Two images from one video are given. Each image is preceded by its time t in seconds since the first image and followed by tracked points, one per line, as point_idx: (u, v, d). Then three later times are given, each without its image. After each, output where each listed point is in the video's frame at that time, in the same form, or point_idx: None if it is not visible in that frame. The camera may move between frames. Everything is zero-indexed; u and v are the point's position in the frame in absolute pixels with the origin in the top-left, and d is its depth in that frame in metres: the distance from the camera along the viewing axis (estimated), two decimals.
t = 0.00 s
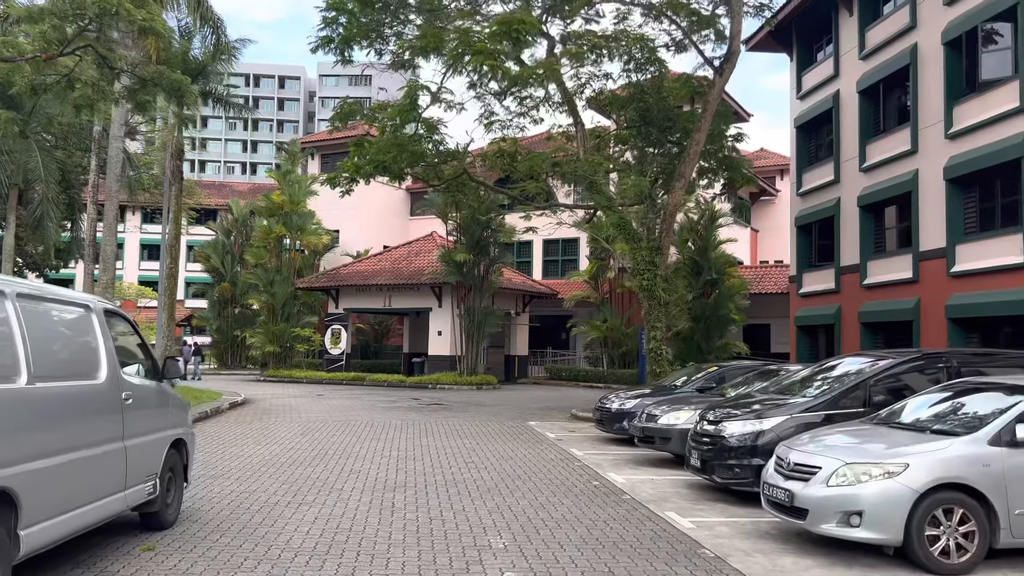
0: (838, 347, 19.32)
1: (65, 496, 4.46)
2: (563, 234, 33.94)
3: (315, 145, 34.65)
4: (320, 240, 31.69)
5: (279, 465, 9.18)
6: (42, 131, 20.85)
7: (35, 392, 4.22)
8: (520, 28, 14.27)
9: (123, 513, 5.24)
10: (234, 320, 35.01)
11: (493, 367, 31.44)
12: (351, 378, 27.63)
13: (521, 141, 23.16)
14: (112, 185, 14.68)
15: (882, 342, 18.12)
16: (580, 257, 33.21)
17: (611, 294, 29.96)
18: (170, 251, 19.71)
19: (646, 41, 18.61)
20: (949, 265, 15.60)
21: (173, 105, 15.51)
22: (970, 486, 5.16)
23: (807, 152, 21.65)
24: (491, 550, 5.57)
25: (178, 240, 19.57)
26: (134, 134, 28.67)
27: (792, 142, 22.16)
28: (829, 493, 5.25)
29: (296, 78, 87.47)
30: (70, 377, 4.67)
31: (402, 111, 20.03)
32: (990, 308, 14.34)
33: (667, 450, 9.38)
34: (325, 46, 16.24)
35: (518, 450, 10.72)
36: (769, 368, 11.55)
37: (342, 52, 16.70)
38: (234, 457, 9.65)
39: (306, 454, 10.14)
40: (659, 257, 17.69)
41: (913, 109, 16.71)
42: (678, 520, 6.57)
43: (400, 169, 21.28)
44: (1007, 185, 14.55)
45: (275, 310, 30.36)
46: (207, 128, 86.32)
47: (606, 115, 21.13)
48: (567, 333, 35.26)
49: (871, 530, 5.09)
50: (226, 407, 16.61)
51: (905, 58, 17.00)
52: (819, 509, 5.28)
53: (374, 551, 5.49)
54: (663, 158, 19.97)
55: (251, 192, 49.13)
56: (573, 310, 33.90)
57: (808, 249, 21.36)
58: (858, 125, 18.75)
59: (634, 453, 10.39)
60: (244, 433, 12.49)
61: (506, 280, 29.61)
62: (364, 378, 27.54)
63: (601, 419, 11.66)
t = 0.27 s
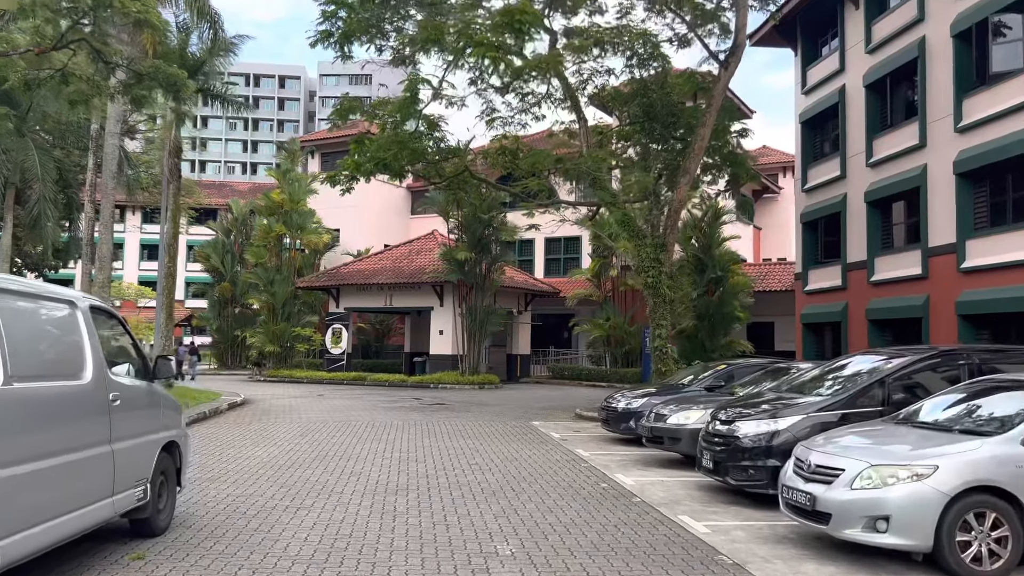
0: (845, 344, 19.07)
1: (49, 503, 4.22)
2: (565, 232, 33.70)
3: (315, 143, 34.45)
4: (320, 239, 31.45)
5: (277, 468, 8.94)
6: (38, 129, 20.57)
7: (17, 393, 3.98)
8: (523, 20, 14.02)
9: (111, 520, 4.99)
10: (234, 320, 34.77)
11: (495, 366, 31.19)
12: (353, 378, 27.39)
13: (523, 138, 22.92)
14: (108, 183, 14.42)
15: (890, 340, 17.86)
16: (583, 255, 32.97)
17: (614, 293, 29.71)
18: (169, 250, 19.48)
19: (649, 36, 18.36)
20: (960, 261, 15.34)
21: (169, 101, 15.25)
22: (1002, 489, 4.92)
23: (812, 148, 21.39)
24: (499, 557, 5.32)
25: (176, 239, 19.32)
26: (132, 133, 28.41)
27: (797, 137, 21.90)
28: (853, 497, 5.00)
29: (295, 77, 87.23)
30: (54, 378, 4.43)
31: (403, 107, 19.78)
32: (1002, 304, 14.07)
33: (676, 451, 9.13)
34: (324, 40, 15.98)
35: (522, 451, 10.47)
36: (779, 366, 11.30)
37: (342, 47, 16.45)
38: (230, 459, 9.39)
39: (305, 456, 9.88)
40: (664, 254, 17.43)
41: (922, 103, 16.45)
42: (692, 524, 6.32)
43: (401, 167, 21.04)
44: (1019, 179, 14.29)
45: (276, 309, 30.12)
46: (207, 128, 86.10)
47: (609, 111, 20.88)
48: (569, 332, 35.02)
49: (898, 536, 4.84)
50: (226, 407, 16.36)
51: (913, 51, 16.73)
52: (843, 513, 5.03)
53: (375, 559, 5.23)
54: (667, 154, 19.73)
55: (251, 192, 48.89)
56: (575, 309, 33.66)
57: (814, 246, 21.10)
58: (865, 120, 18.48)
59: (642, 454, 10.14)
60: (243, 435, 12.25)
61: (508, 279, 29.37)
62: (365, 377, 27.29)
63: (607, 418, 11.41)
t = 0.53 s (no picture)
0: (854, 344, 18.79)
1: (32, 518, 3.97)
2: (568, 232, 33.44)
3: (315, 143, 34.23)
4: (321, 239, 31.19)
5: (277, 475, 8.69)
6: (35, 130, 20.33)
7: None
8: (526, 12, 13.75)
9: (99, 535, 4.73)
10: (235, 321, 34.53)
11: (498, 367, 30.92)
12: (354, 380, 27.15)
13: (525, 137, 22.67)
14: (104, 183, 14.16)
15: (899, 340, 17.58)
16: (586, 254, 32.71)
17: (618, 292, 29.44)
18: (167, 251, 19.24)
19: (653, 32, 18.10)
20: (971, 259, 15.06)
21: (166, 99, 14.99)
22: None
23: (819, 145, 21.11)
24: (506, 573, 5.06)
25: (175, 240, 19.06)
26: (131, 133, 28.17)
27: (803, 134, 21.62)
28: (880, 508, 4.73)
29: (296, 78, 87.01)
30: (38, 386, 4.18)
31: (404, 105, 19.54)
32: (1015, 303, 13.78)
33: (687, 456, 8.87)
34: (323, 37, 15.71)
35: (528, 456, 10.21)
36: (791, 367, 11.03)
37: (342, 43, 16.19)
38: (228, 466, 9.13)
39: (304, 462, 9.63)
40: (669, 253, 17.14)
41: (932, 99, 16.17)
42: (707, 535, 6.05)
43: (402, 167, 20.80)
44: None
45: (277, 310, 29.88)
46: (208, 129, 85.92)
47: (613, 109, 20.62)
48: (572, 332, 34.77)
49: (930, 550, 4.56)
50: (225, 411, 16.09)
51: (922, 45, 16.44)
52: (870, 526, 4.76)
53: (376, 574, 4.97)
54: (672, 152, 19.46)
55: (252, 193, 48.67)
56: (578, 309, 33.39)
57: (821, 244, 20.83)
58: (873, 116, 18.20)
59: (651, 458, 9.87)
60: (242, 439, 12.01)
61: (510, 279, 29.11)
62: (367, 379, 27.05)
63: (615, 422, 11.16)
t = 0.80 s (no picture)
0: (862, 344, 18.54)
1: (15, 532, 3.73)
2: (570, 231, 33.20)
3: (316, 143, 34.02)
4: (322, 239, 30.94)
5: (276, 480, 8.45)
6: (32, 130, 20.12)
7: None
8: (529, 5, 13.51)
9: (89, 548, 4.49)
10: (236, 323, 34.32)
11: (500, 367, 30.67)
12: (356, 381, 26.92)
13: (527, 135, 22.44)
14: (101, 182, 13.93)
15: (909, 339, 17.33)
16: (589, 254, 32.48)
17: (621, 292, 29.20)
18: (166, 252, 19.03)
19: (656, 28, 17.87)
20: (983, 256, 14.79)
21: (165, 96, 14.76)
22: None
23: (826, 142, 20.86)
24: None
25: (174, 240, 18.84)
26: (130, 133, 27.95)
27: (809, 131, 21.37)
28: (910, 517, 4.51)
29: (297, 78, 86.85)
30: (20, 391, 3.92)
31: (406, 103, 19.32)
32: None
33: (698, 459, 8.62)
34: (323, 33, 15.48)
35: (535, 459, 9.97)
36: (802, 368, 10.79)
37: (342, 40, 15.97)
38: (225, 471, 8.89)
39: (305, 466, 9.39)
40: (675, 252, 16.87)
41: (942, 94, 15.91)
42: (725, 543, 5.82)
43: (404, 166, 20.61)
44: None
45: (278, 311, 29.70)
46: (208, 129, 85.76)
47: (617, 106, 20.39)
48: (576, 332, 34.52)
49: (964, 562, 4.31)
50: (224, 414, 15.86)
51: (931, 40, 16.20)
52: (900, 535, 4.53)
53: None
54: (677, 149, 19.21)
55: (252, 193, 48.48)
56: (581, 309, 33.16)
57: (828, 242, 20.58)
58: (881, 112, 17.95)
59: (660, 461, 9.63)
60: (242, 442, 11.81)
61: (513, 278, 28.88)
62: (368, 380, 26.82)
63: (622, 423, 10.93)
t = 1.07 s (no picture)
0: (873, 344, 18.27)
1: None
2: (575, 230, 32.92)
3: (319, 143, 33.79)
4: (325, 240, 30.69)
5: (279, 487, 8.22)
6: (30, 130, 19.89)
7: None
8: None
9: (81, 565, 4.24)
10: (239, 324, 34.12)
11: (505, 368, 30.40)
12: (359, 382, 26.69)
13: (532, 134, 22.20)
14: (100, 182, 13.71)
15: (921, 339, 17.05)
16: (594, 253, 32.24)
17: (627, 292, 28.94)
18: (168, 253, 18.81)
19: (662, 25, 17.61)
20: (998, 254, 14.51)
21: (165, 95, 14.54)
22: None
23: (835, 138, 20.59)
24: None
25: (175, 240, 18.63)
26: (132, 133, 27.75)
27: (817, 129, 21.10)
28: (949, 530, 4.25)
29: (299, 79, 86.70)
30: (5, 401, 3.68)
31: (409, 102, 19.09)
32: None
33: (713, 465, 8.37)
34: (325, 29, 15.25)
35: (544, 464, 9.72)
36: (817, 369, 10.55)
37: (344, 37, 15.74)
38: (226, 478, 8.65)
39: (308, 473, 9.16)
40: (684, 251, 16.59)
41: (955, 89, 15.64)
42: (747, 556, 5.57)
43: (407, 165, 20.40)
44: None
45: (280, 312, 29.51)
46: (211, 130, 85.68)
47: (623, 103, 20.13)
48: (580, 333, 34.27)
49: None
50: (226, 417, 15.64)
51: (944, 34, 15.93)
52: (937, 549, 4.27)
53: None
54: (684, 147, 18.91)
55: (255, 194, 48.32)
56: (586, 309, 32.92)
57: (837, 241, 20.30)
58: (892, 108, 17.68)
59: (672, 466, 9.39)
60: (244, 447, 11.58)
61: (517, 279, 28.64)
62: (372, 381, 26.57)
63: (633, 427, 10.70)
